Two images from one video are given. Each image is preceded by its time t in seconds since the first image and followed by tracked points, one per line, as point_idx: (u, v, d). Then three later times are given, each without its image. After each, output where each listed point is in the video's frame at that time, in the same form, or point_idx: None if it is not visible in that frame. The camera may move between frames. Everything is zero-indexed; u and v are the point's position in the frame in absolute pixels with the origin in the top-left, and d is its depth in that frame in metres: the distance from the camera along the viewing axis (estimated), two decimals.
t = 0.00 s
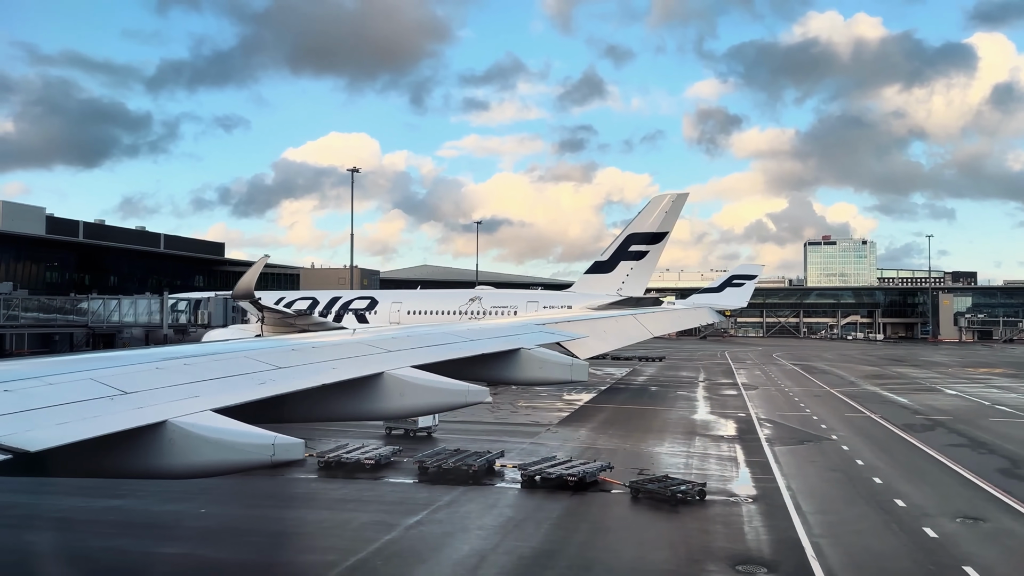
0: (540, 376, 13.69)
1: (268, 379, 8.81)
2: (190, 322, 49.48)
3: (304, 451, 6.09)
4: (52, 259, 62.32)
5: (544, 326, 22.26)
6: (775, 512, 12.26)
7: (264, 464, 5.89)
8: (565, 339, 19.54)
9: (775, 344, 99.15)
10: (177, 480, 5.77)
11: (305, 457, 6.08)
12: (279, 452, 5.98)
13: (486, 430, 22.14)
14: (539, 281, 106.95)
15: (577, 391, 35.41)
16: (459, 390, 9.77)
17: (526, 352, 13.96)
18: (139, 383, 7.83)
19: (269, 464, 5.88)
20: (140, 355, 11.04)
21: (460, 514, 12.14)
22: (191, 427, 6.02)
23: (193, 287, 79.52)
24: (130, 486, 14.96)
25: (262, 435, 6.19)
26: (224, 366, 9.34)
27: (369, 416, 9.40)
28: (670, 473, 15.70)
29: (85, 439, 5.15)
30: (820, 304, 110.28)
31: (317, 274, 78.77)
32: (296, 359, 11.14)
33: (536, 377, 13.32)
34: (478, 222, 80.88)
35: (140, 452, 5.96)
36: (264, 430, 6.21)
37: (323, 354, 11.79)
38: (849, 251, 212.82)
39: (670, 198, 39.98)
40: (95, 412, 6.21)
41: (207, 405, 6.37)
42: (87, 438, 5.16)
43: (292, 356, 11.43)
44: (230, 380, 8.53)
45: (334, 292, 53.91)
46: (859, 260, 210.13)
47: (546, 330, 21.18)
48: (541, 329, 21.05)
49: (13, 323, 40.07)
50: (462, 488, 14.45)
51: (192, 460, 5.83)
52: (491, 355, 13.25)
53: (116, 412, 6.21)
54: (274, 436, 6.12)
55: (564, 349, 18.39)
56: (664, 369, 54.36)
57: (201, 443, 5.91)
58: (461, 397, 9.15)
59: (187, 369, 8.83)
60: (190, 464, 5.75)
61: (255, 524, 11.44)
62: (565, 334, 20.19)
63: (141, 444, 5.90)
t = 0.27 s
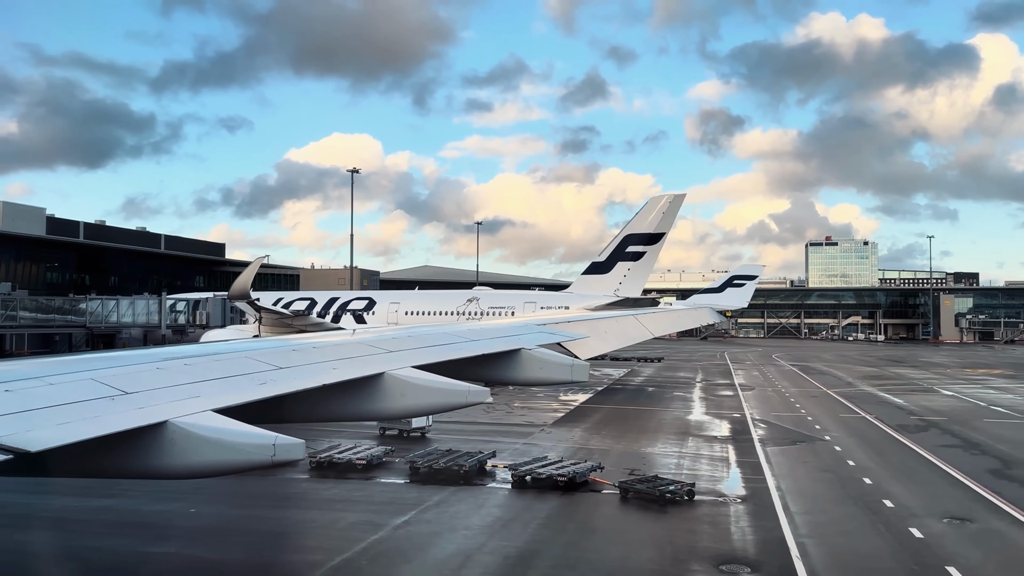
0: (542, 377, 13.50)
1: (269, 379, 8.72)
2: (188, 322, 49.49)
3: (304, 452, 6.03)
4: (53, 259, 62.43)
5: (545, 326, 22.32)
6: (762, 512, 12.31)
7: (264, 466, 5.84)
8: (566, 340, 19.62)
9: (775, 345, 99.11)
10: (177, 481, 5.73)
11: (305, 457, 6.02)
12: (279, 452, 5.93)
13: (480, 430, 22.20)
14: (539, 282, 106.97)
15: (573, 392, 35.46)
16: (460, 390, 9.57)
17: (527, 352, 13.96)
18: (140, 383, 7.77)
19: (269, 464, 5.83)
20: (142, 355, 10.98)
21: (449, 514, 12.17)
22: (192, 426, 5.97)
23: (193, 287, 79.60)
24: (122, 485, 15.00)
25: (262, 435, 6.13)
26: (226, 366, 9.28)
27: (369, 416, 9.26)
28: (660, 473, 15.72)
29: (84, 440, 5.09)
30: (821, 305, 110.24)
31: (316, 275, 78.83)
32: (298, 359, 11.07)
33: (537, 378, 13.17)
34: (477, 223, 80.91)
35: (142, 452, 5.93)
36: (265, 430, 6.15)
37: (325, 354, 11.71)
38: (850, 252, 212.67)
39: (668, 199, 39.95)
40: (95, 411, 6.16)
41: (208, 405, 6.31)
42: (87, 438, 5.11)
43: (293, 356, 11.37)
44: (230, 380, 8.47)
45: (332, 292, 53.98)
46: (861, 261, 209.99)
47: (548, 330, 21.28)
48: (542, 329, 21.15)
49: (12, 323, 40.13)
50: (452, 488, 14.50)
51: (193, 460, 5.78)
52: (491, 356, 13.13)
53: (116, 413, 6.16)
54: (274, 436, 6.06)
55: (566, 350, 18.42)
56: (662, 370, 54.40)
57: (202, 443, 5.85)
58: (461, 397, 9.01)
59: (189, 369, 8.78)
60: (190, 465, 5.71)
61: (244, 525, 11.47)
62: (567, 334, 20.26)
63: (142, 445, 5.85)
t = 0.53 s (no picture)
0: (543, 377, 13.43)
1: (270, 379, 8.65)
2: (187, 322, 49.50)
3: (304, 451, 6.01)
4: (53, 259, 62.47)
5: (546, 326, 22.38)
6: (750, 512, 12.33)
7: (265, 465, 5.83)
8: (568, 340, 19.69)
9: (776, 346, 99.04)
10: (179, 480, 5.72)
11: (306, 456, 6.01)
12: (280, 452, 5.92)
13: (474, 431, 22.24)
14: (539, 282, 107.00)
15: (570, 392, 35.50)
16: (461, 390, 9.53)
17: (527, 353, 13.90)
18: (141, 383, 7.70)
19: (271, 464, 5.82)
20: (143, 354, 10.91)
21: (437, 513, 12.21)
22: (193, 426, 5.94)
23: (194, 287, 79.69)
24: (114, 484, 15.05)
25: (263, 435, 6.10)
26: (227, 366, 9.18)
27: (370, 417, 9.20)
28: (651, 474, 15.76)
29: (83, 441, 5.03)
30: (822, 305, 110.15)
31: (317, 275, 78.92)
32: (299, 359, 11.01)
33: (538, 378, 13.09)
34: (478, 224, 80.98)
35: (143, 451, 5.90)
36: (266, 430, 6.13)
37: (326, 354, 11.66)
38: (852, 253, 212.47)
39: (665, 200, 39.95)
40: (96, 411, 6.10)
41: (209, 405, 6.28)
42: (85, 439, 5.05)
43: (295, 355, 11.31)
44: (231, 379, 8.40)
45: (331, 292, 54.03)
46: (863, 262, 209.75)
47: (549, 330, 21.36)
48: (544, 329, 21.23)
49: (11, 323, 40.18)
50: (442, 488, 14.55)
51: (194, 459, 5.75)
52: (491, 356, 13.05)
53: (117, 413, 6.11)
54: (275, 436, 6.05)
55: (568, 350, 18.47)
56: (660, 370, 54.41)
57: (203, 443, 5.81)
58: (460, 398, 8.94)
59: (190, 369, 8.71)
60: (192, 464, 5.69)
61: (233, 524, 11.51)
62: (568, 334, 20.33)
63: (143, 444, 5.82)
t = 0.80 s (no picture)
0: (545, 377, 13.35)
1: (274, 377, 8.52)
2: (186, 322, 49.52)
3: (306, 451, 5.94)
4: (54, 259, 62.58)
5: (546, 326, 22.40)
6: (738, 512, 12.35)
7: (267, 465, 5.78)
8: (569, 340, 19.72)
9: (777, 347, 98.98)
10: (180, 480, 5.69)
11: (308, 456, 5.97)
12: (282, 452, 5.87)
13: (468, 431, 22.28)
14: (540, 283, 107.03)
15: (567, 392, 35.53)
16: (462, 390, 9.43)
17: (528, 353, 13.82)
18: (144, 380, 7.56)
19: (273, 464, 5.78)
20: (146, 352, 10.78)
21: (425, 513, 12.24)
22: (194, 426, 5.89)
23: (194, 287, 79.81)
24: (106, 483, 15.09)
25: (264, 435, 6.04)
26: (229, 366, 9.01)
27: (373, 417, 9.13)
28: (642, 474, 15.77)
29: (79, 441, 4.88)
30: (824, 306, 110.08)
31: (317, 275, 79.03)
32: (303, 357, 10.90)
33: (539, 378, 13.01)
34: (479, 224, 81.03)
35: (145, 451, 5.85)
36: (267, 429, 6.08)
37: (330, 352, 11.53)
38: (854, 253, 212.27)
39: (663, 200, 39.95)
40: (98, 409, 5.99)
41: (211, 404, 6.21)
42: (81, 440, 4.91)
43: (298, 354, 11.17)
44: (235, 377, 8.28)
45: (330, 292, 54.13)
46: (865, 262, 209.55)
47: (551, 331, 21.40)
48: (546, 330, 21.26)
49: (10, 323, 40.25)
50: (433, 488, 14.59)
51: (196, 460, 5.71)
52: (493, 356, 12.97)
53: (120, 411, 6.00)
54: (276, 435, 5.99)
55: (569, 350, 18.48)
56: (659, 371, 54.44)
57: (204, 443, 5.77)
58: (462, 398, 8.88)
59: (193, 367, 8.58)
60: (194, 464, 5.65)
61: (222, 523, 11.55)
62: (569, 335, 20.36)
63: (145, 444, 5.78)
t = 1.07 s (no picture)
0: (547, 377, 13.31)
1: (275, 377, 8.50)
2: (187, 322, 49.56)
3: (307, 450, 5.97)
4: (56, 259, 62.68)
5: (548, 326, 22.41)
6: (727, 512, 12.38)
7: (268, 464, 5.80)
8: (570, 340, 19.75)
9: (779, 347, 98.87)
10: (182, 479, 5.69)
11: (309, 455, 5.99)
12: (283, 451, 5.89)
13: (463, 430, 22.34)
14: (542, 283, 107.03)
15: (564, 392, 35.58)
16: (463, 390, 9.38)
17: (529, 352, 13.76)
18: (146, 380, 7.55)
19: (274, 463, 5.79)
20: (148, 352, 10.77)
21: (414, 512, 12.31)
22: (196, 426, 5.89)
23: (196, 287, 79.94)
24: (100, 482, 15.17)
25: (266, 434, 6.05)
26: (232, 365, 8.98)
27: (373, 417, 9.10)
28: (634, 473, 15.81)
29: (76, 442, 4.83)
30: (826, 306, 109.93)
31: (319, 275, 79.11)
32: (304, 357, 10.89)
33: (541, 378, 12.97)
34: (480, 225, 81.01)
35: (146, 450, 5.85)
36: (268, 428, 6.09)
37: (331, 352, 11.52)
38: (857, 254, 211.95)
39: (661, 201, 39.96)
40: (100, 409, 5.98)
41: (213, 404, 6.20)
42: (78, 440, 4.87)
43: (300, 353, 11.16)
44: (236, 377, 8.26)
45: (329, 292, 54.22)
46: (868, 263, 209.19)
47: (552, 330, 21.43)
48: (547, 329, 21.28)
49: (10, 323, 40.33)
50: (424, 487, 14.65)
51: (198, 459, 5.72)
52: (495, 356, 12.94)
53: (122, 411, 5.99)
54: (277, 435, 6.00)
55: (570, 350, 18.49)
56: (659, 371, 54.44)
57: (205, 443, 5.77)
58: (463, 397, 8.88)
59: (195, 367, 8.57)
60: (195, 464, 5.66)
61: (212, 522, 11.62)
62: (570, 334, 20.37)
63: (146, 443, 5.78)
